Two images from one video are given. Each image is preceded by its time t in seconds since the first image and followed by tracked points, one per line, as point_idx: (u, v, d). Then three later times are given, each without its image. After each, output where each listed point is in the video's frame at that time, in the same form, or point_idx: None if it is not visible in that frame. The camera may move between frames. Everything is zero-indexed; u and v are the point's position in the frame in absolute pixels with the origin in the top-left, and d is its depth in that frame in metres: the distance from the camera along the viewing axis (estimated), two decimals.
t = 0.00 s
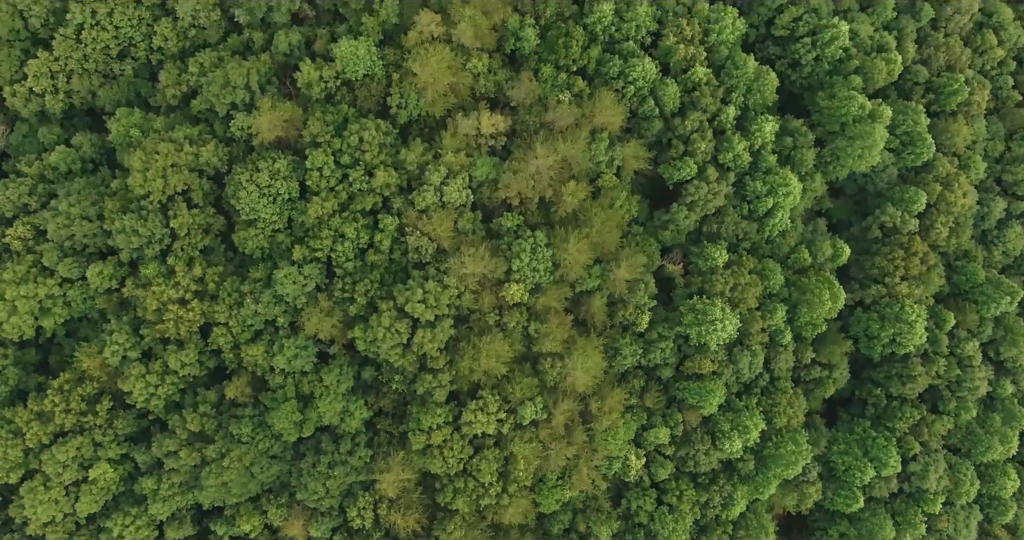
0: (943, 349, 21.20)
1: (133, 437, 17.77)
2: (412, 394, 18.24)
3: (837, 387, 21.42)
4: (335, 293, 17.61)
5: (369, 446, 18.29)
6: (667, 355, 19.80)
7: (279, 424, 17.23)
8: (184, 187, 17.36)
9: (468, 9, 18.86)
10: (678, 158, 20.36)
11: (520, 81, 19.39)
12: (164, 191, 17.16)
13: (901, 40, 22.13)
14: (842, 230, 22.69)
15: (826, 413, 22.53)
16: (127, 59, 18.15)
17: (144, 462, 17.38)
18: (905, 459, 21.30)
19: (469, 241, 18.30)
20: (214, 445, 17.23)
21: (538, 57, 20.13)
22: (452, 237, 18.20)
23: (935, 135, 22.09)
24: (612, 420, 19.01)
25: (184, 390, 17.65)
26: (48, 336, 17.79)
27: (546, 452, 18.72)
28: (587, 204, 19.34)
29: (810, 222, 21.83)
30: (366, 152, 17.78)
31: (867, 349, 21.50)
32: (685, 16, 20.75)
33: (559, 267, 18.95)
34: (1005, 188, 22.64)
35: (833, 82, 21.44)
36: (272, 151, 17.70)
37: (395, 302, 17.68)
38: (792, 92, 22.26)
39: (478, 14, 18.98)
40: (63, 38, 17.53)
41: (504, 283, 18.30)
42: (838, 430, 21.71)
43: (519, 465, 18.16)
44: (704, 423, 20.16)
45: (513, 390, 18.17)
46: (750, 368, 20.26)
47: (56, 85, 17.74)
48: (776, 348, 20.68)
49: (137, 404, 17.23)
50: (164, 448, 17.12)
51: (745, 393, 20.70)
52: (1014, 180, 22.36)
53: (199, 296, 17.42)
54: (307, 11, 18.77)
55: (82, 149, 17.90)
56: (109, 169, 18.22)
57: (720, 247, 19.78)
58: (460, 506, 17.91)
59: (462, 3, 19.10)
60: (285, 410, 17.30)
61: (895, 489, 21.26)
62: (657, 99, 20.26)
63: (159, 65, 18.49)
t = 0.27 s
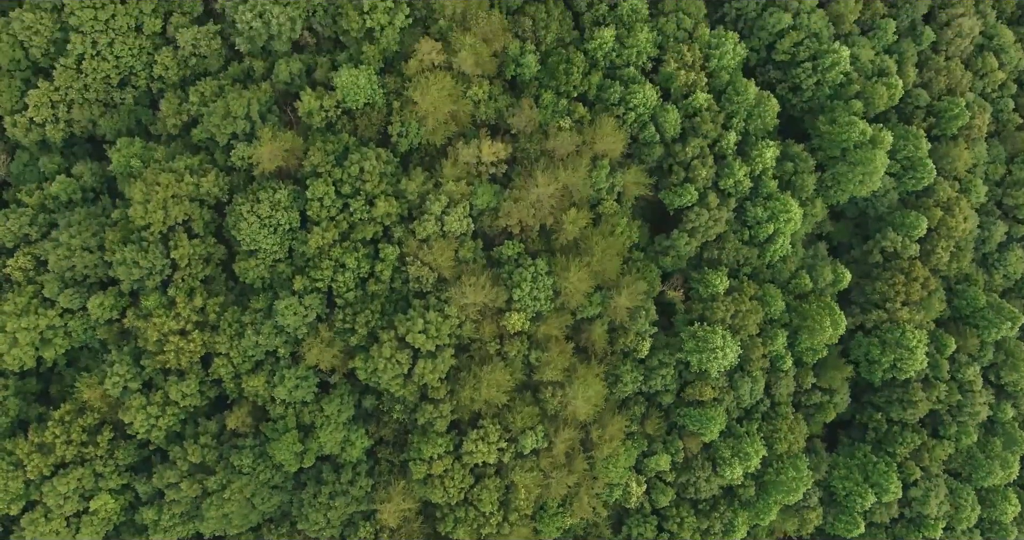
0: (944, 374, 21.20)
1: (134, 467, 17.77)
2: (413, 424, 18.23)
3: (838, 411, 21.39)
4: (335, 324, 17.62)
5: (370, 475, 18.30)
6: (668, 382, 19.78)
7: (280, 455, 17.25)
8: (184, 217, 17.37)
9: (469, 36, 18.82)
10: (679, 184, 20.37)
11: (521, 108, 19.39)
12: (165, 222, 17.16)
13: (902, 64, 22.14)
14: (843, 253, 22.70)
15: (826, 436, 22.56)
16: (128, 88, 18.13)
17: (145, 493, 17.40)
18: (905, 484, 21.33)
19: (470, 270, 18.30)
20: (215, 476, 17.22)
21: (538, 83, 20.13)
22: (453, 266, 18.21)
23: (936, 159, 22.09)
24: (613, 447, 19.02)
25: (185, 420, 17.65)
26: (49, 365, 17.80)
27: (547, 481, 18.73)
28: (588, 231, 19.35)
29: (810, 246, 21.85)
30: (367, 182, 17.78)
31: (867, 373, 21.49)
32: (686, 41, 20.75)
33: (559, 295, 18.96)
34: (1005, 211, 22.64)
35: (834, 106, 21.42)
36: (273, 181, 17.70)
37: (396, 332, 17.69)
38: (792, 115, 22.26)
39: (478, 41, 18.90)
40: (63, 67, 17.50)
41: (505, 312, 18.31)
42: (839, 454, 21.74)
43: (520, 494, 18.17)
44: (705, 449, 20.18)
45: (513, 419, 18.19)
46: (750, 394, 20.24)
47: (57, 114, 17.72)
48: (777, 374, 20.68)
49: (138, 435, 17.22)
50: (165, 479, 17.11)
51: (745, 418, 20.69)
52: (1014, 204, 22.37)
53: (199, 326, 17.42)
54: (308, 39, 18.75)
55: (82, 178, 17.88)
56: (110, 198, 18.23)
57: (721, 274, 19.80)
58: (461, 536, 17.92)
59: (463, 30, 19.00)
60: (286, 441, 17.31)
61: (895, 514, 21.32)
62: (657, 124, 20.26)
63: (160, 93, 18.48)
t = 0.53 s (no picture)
0: (944, 403, 21.21)
1: (135, 502, 17.79)
2: (414, 458, 18.22)
3: (839, 440, 21.37)
4: (337, 359, 17.63)
5: (371, 508, 18.34)
6: (669, 413, 19.75)
7: (281, 491, 17.29)
8: (185, 253, 17.37)
9: (470, 69, 18.80)
10: (680, 214, 20.38)
11: (522, 140, 19.40)
12: (166, 258, 17.16)
13: (903, 92, 22.15)
14: (844, 280, 22.71)
15: (827, 464, 22.56)
16: (128, 122, 18.13)
17: (146, 528, 17.42)
18: (906, 512, 21.40)
19: (471, 304, 18.31)
20: (216, 513, 17.29)
21: (539, 113, 20.13)
22: (454, 300, 18.22)
23: (937, 187, 22.10)
24: (614, 480, 19.03)
25: (186, 455, 17.66)
26: (50, 400, 17.81)
27: (548, 514, 18.70)
28: (589, 263, 19.36)
29: (811, 274, 21.87)
30: (368, 216, 17.77)
31: (868, 402, 21.43)
32: (687, 71, 20.74)
33: (560, 328, 18.96)
34: (1006, 238, 22.66)
35: (835, 135, 21.42)
36: (274, 216, 17.70)
37: (397, 367, 17.67)
38: (793, 143, 22.27)
39: (479, 74, 18.86)
40: (64, 103, 17.50)
41: (506, 346, 18.32)
42: (839, 482, 21.88)
43: (521, 528, 18.18)
44: (705, 480, 20.22)
45: (515, 453, 18.21)
46: (751, 425, 20.18)
47: (58, 149, 17.72)
48: (778, 403, 20.69)
49: (138, 471, 17.20)
50: (166, 515, 17.15)
51: (746, 448, 20.66)
52: (1015, 231, 22.39)
53: (200, 362, 17.43)
54: (309, 72, 18.75)
55: (83, 213, 17.89)
56: (112, 232, 18.23)
57: (722, 305, 19.81)
58: None
59: (464, 63, 18.95)
60: (288, 477, 17.34)
61: None
62: (658, 155, 20.26)
63: (161, 127, 18.48)
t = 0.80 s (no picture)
0: (945, 427, 21.21)
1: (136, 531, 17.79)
2: (415, 487, 18.23)
3: (840, 465, 21.36)
4: (337, 389, 17.62)
5: (372, 537, 18.36)
6: (669, 439, 19.76)
7: (282, 522, 17.33)
8: (186, 283, 17.38)
9: (471, 97, 18.80)
10: (681, 240, 20.38)
11: (523, 167, 19.41)
12: (166, 289, 17.17)
13: (904, 115, 22.17)
14: (844, 303, 22.72)
15: (828, 487, 22.53)
16: (129, 151, 18.13)
17: None
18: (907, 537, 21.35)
19: (472, 333, 18.31)
20: None
21: (540, 139, 20.13)
22: (455, 329, 18.22)
23: (938, 210, 22.09)
24: (614, 508, 19.05)
25: (187, 485, 17.67)
26: (50, 429, 17.80)
27: None
28: (590, 290, 19.37)
29: (812, 298, 21.89)
30: (369, 246, 17.77)
31: (869, 426, 21.44)
32: (688, 96, 20.75)
33: (561, 356, 18.96)
34: (1007, 262, 22.68)
35: (836, 159, 21.41)
36: (275, 246, 17.71)
37: (397, 397, 17.67)
38: (794, 166, 22.26)
39: (480, 102, 18.84)
40: (65, 133, 17.49)
41: (507, 375, 18.32)
42: (841, 506, 21.88)
43: None
44: (705, 506, 20.26)
45: (516, 482, 18.19)
46: (752, 451, 20.19)
47: (59, 179, 17.70)
48: (778, 429, 20.69)
49: (139, 502, 17.21)
50: None
51: (747, 473, 20.69)
52: (1016, 255, 22.40)
53: (201, 392, 17.43)
54: (309, 100, 18.75)
55: (84, 242, 17.89)
56: (112, 261, 18.24)
57: (723, 332, 19.82)
58: None
59: (465, 91, 18.94)
60: (289, 507, 17.34)
61: None
62: (659, 181, 20.27)
63: (161, 155, 18.49)
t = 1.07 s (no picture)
0: (946, 452, 21.22)
1: None
2: (415, 516, 18.22)
3: (840, 489, 21.35)
4: (338, 420, 17.62)
5: None
6: (670, 466, 19.77)
7: None
8: (187, 314, 17.39)
9: (472, 125, 18.81)
10: (682, 266, 20.36)
11: (523, 194, 19.42)
12: (167, 320, 17.18)
13: (905, 139, 22.18)
14: (845, 326, 22.73)
15: (829, 510, 22.51)
16: (130, 180, 18.14)
17: None
18: None
19: (472, 362, 18.33)
20: None
21: (541, 165, 20.14)
22: (456, 358, 18.24)
23: (939, 234, 22.10)
24: (614, 535, 19.06)
25: (188, 515, 17.67)
26: (51, 459, 17.80)
27: None
28: (591, 318, 19.38)
29: (812, 322, 21.91)
30: (370, 276, 17.77)
31: (870, 451, 21.44)
32: (689, 121, 20.76)
33: (562, 384, 18.97)
34: (1007, 285, 22.69)
35: (837, 184, 21.41)
36: (276, 276, 17.71)
37: (398, 427, 17.68)
38: (795, 190, 22.26)
39: (481, 130, 18.83)
40: (66, 163, 17.48)
41: (508, 405, 18.33)
42: (841, 530, 21.87)
43: None
44: (706, 532, 20.28)
45: (517, 511, 18.20)
46: (753, 477, 20.20)
47: (60, 208, 17.70)
48: (779, 455, 20.69)
49: (140, 533, 17.21)
50: None
51: (747, 499, 20.70)
52: (1017, 278, 22.41)
53: (202, 422, 17.44)
54: (310, 128, 18.75)
55: (85, 272, 17.90)
56: (113, 290, 18.24)
57: (724, 359, 19.82)
58: None
59: (466, 119, 18.93)
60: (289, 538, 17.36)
61: None
62: (660, 207, 20.28)
63: (162, 184, 18.50)
